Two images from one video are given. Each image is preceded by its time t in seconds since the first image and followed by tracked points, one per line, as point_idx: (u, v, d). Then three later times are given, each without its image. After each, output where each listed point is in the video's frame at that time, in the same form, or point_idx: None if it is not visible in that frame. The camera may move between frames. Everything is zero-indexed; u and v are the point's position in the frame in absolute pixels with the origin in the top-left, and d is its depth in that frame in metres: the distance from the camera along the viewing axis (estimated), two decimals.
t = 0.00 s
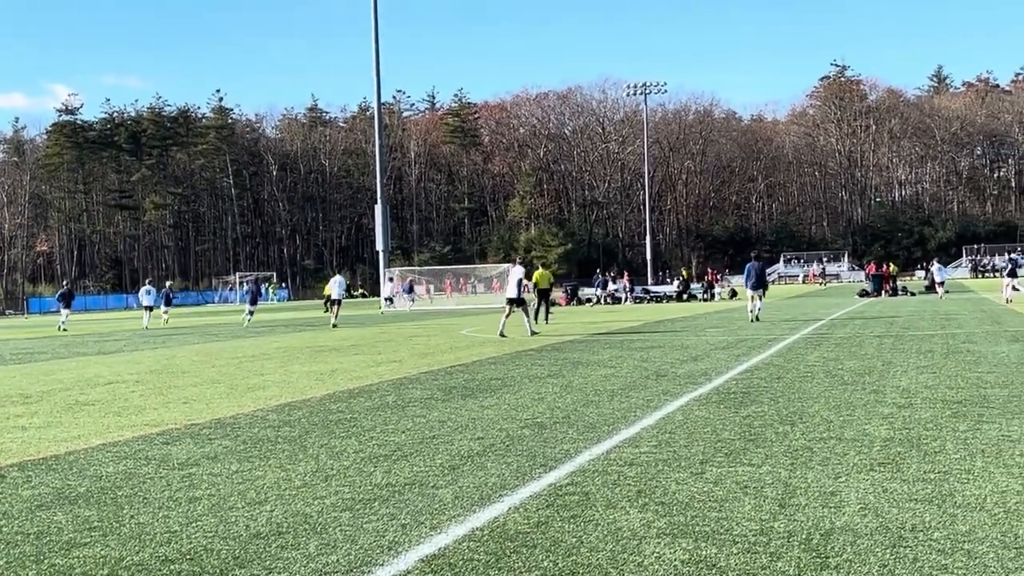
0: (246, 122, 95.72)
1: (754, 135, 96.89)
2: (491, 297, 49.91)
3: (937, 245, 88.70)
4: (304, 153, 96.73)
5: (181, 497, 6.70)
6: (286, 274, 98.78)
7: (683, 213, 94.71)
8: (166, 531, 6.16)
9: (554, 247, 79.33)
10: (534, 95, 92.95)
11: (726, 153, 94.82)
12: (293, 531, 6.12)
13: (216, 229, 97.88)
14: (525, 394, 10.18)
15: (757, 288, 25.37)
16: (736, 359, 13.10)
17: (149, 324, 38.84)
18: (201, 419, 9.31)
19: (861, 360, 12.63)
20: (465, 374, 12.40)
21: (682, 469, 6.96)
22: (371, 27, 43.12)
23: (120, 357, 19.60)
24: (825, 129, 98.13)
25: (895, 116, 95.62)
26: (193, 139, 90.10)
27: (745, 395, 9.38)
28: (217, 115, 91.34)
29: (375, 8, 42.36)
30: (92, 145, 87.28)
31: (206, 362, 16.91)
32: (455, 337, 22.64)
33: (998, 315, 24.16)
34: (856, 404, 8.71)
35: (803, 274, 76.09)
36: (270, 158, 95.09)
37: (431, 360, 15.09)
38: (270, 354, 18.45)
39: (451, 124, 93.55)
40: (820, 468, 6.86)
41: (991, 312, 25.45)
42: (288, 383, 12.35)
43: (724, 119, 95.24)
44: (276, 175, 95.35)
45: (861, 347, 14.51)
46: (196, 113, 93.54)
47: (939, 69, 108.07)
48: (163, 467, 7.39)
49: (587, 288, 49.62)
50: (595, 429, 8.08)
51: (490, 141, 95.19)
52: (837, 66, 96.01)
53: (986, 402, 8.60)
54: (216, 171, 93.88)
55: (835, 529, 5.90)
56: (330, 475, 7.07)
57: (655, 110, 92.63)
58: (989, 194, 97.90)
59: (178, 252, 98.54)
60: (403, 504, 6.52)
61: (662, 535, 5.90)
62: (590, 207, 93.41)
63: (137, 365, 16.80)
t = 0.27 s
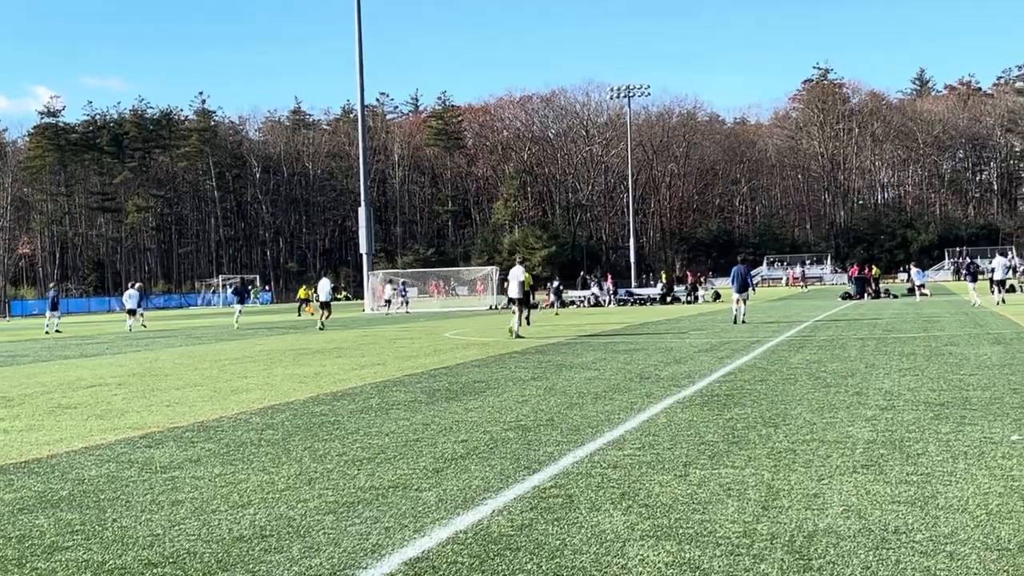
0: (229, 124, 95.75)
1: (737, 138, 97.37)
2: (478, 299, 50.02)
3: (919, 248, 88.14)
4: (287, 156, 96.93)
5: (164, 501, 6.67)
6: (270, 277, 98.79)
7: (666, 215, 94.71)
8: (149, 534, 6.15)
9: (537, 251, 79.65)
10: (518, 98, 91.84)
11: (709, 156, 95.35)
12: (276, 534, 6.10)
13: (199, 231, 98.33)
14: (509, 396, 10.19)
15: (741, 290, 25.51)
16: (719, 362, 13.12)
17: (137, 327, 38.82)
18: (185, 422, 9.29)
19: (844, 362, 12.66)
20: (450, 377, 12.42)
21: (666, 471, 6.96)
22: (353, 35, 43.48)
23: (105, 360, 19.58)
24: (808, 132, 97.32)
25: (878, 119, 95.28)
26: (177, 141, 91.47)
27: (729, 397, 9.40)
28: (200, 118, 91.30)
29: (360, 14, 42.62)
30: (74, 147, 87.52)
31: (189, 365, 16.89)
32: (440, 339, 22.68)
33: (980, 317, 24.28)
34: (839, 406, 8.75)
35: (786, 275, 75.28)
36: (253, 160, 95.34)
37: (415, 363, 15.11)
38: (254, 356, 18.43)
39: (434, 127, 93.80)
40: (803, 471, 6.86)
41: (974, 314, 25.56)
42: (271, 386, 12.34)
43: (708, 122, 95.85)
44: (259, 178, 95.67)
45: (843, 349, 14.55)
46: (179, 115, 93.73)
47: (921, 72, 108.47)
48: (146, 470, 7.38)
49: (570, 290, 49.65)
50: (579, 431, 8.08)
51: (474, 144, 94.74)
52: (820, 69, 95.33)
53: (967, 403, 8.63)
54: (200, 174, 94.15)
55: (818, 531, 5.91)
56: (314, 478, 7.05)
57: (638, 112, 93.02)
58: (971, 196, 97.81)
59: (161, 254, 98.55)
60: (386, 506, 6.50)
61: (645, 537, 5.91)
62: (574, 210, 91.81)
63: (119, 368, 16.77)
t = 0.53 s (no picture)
0: (212, 125, 95.27)
1: (720, 139, 97.43)
2: (462, 301, 50.81)
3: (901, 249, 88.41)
4: (272, 158, 95.82)
5: (146, 503, 6.66)
6: (253, 278, 98.51)
7: (650, 217, 96.14)
8: (131, 536, 6.12)
9: (521, 252, 79.35)
10: (501, 99, 91.30)
11: (692, 157, 96.19)
12: (259, 537, 6.09)
13: (182, 233, 97.99)
14: (493, 398, 10.19)
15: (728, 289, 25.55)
16: (702, 363, 13.15)
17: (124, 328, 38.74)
18: (167, 424, 9.27)
19: (826, 363, 12.69)
20: (432, 379, 12.44)
21: (649, 472, 6.97)
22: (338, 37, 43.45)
23: (89, 362, 19.54)
24: (791, 134, 97.75)
25: (860, 121, 95.93)
26: (159, 143, 91.05)
27: (712, 398, 9.41)
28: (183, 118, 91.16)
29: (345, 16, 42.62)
30: (56, 148, 87.12)
31: (172, 367, 16.84)
32: (425, 341, 22.65)
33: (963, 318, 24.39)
34: (822, 407, 8.77)
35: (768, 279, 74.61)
36: (236, 162, 94.90)
37: (399, 364, 15.09)
38: (238, 358, 18.38)
39: (418, 128, 92.90)
40: (786, 472, 6.88)
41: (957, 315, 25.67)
42: (254, 387, 12.33)
43: (691, 123, 96.31)
44: (242, 179, 95.43)
45: (825, 351, 14.60)
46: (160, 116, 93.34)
47: (903, 74, 108.47)
48: (128, 472, 7.36)
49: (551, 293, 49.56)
50: (563, 432, 8.08)
51: (458, 146, 94.77)
52: (803, 70, 94.33)
53: (950, 404, 8.66)
54: (182, 175, 93.85)
55: (801, 532, 5.92)
56: (297, 481, 7.04)
57: (621, 114, 93.29)
58: (953, 197, 98.01)
59: (143, 255, 98.31)
60: (370, 508, 6.49)
61: (629, 538, 5.91)
62: (557, 211, 91.38)
63: (102, 370, 16.70)
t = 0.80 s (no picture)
0: (194, 125, 94.92)
1: (703, 140, 97.49)
2: (445, 301, 50.89)
3: (884, 250, 89.02)
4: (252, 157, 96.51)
5: (129, 504, 6.65)
6: (235, 279, 98.24)
7: (633, 216, 95.85)
8: (114, 537, 6.10)
9: (504, 252, 79.33)
10: (484, 100, 91.11)
11: (675, 158, 96.25)
12: (242, 537, 6.08)
13: (164, 233, 97.60)
14: (476, 399, 10.17)
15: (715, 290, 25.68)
16: (685, 363, 13.17)
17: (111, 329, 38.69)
18: (149, 425, 9.25)
19: (809, 363, 12.72)
20: (415, 379, 12.42)
21: (632, 472, 6.97)
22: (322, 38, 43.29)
23: (70, 362, 19.49)
24: (773, 135, 97.58)
25: (843, 121, 95.71)
26: (141, 143, 90.72)
27: (695, 398, 9.43)
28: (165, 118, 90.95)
29: (328, 17, 42.61)
30: (38, 148, 86.89)
31: (154, 368, 16.79)
32: (407, 342, 22.63)
33: (946, 318, 24.50)
34: (805, 407, 8.79)
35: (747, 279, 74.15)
36: (218, 161, 94.01)
37: (382, 365, 15.08)
38: (221, 359, 18.34)
39: (401, 129, 92.57)
40: (768, 472, 6.89)
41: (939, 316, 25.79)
42: (237, 388, 12.32)
43: (673, 124, 96.55)
44: (224, 180, 95.16)
45: (808, 351, 14.61)
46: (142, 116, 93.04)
47: (885, 74, 108.65)
48: (110, 473, 7.34)
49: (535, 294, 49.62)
50: (546, 433, 8.09)
51: (441, 146, 94.38)
52: (786, 71, 94.52)
53: (932, 404, 8.69)
54: (164, 176, 93.54)
55: (784, 531, 5.93)
56: (280, 481, 7.03)
57: (605, 114, 92.90)
58: (935, 198, 97.77)
59: (126, 256, 97.99)
60: (353, 509, 6.48)
61: (612, 539, 5.91)
62: (541, 211, 91.70)
63: (84, 371, 16.65)
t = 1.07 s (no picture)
0: (176, 124, 94.60)
1: (686, 139, 97.61)
2: (428, 300, 50.77)
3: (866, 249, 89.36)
4: (238, 157, 95.16)
5: (111, 504, 6.62)
6: (218, 279, 97.96)
7: (616, 216, 95.34)
8: (96, 538, 6.08)
9: (487, 251, 79.48)
10: (467, 99, 90.97)
11: (658, 158, 95.85)
12: (224, 537, 6.06)
13: (146, 233, 97.35)
14: (459, 398, 10.16)
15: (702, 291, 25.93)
16: (668, 362, 13.17)
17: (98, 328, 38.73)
18: (131, 425, 9.22)
19: (791, 362, 12.74)
20: (398, 379, 12.40)
21: (615, 471, 6.99)
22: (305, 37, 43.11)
23: (52, 363, 19.41)
24: (756, 134, 97.46)
25: (825, 121, 95.91)
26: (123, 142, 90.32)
27: (678, 397, 9.45)
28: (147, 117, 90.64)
29: (311, 16, 42.50)
30: (18, 147, 86.41)
31: (136, 368, 16.72)
32: (390, 341, 22.58)
33: (928, 317, 24.62)
34: (787, 406, 8.81)
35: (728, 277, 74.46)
36: (200, 161, 94.07)
37: (365, 365, 15.06)
38: (204, 359, 18.28)
39: (383, 128, 93.13)
40: (750, 470, 6.91)
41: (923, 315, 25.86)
42: (219, 388, 12.29)
43: (656, 124, 95.72)
44: (207, 179, 94.83)
45: (790, 350, 14.63)
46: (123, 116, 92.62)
47: (867, 74, 109.01)
48: (93, 474, 7.32)
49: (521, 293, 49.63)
50: (529, 432, 8.09)
51: (424, 145, 94.29)
52: (768, 70, 94.53)
53: (914, 403, 8.72)
54: (146, 175, 93.15)
55: (766, 530, 5.95)
56: (263, 481, 7.03)
57: (587, 114, 92.83)
58: (917, 197, 98.90)
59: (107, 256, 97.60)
60: (335, 509, 6.47)
61: (595, 538, 5.92)
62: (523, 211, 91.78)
63: (66, 371, 16.58)
